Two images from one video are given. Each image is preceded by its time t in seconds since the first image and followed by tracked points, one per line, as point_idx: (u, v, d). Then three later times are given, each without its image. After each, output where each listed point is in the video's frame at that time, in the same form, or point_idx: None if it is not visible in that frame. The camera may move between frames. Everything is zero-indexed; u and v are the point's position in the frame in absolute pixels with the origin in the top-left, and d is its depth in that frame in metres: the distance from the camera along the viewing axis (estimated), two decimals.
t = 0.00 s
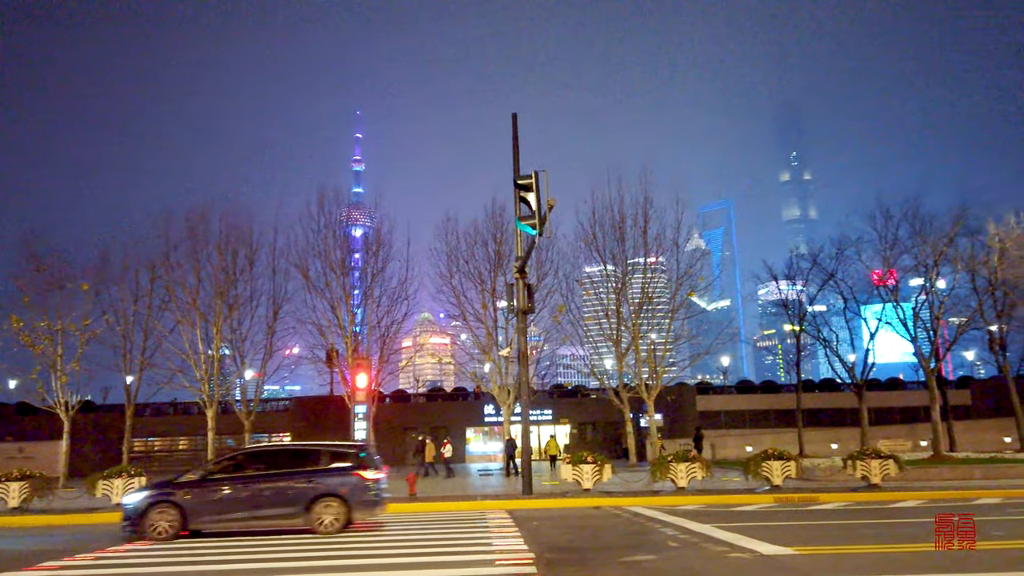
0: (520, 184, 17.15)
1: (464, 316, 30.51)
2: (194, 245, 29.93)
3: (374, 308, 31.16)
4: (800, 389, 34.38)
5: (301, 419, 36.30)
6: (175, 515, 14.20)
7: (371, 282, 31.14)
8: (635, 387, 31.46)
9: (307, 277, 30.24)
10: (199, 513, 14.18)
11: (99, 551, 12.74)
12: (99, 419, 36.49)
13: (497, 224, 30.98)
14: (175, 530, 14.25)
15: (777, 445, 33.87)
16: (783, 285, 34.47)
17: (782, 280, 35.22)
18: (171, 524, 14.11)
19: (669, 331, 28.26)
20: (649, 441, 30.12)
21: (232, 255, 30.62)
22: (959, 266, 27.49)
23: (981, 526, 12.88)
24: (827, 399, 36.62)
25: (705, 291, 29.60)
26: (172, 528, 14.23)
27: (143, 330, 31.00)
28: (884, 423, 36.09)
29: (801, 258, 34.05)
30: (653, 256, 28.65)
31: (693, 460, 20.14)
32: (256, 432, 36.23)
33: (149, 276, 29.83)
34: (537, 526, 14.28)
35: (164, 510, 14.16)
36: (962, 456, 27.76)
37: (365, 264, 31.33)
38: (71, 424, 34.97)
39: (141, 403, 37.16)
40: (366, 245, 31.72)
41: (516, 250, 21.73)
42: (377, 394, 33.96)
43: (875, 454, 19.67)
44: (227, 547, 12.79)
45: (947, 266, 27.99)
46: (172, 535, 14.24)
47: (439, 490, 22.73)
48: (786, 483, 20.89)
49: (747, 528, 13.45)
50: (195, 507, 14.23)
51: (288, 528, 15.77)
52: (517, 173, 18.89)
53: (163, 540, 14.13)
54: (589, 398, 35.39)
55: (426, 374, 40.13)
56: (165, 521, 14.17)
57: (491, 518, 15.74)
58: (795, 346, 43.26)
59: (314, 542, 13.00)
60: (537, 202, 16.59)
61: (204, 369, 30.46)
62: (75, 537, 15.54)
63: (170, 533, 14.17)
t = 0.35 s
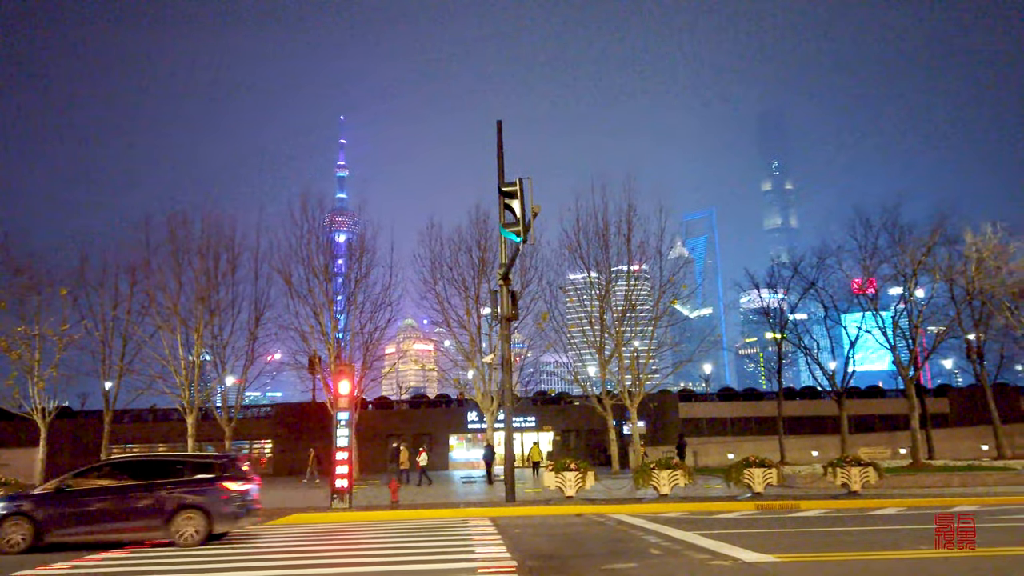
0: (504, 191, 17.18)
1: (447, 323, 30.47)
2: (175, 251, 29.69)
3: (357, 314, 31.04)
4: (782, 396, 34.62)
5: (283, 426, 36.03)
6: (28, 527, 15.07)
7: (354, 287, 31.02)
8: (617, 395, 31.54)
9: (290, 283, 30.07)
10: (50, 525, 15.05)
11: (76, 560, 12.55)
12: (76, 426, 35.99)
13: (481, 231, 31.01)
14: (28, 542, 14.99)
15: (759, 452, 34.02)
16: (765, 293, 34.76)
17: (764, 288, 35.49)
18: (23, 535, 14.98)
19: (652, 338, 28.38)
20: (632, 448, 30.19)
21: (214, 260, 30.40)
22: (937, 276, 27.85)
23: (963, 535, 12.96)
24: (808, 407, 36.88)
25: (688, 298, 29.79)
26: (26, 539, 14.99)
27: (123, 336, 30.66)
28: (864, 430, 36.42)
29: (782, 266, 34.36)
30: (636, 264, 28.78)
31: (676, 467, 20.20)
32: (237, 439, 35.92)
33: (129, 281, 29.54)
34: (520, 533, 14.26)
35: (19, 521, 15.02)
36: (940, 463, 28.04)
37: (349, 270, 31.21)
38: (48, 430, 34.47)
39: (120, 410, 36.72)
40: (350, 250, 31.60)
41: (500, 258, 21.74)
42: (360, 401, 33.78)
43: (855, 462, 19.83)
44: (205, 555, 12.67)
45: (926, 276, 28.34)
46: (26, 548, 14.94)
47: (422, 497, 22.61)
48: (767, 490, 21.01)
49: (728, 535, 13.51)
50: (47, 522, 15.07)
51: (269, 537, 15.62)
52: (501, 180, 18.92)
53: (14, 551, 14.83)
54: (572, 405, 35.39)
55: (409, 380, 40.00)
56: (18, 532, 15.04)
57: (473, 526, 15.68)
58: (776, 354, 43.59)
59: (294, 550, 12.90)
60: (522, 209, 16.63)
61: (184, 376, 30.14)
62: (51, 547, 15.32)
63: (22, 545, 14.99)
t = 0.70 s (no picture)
0: (495, 198, 17.19)
1: (437, 328, 30.45)
2: (163, 254, 29.55)
3: (347, 319, 30.95)
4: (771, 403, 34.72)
5: (271, 431, 35.84)
6: None
7: (344, 292, 30.93)
8: (607, 401, 31.56)
9: (279, 287, 29.98)
10: None
11: (61, 566, 12.44)
12: (62, 430, 35.68)
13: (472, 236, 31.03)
14: None
15: (748, 459, 34.12)
16: (754, 300, 34.92)
17: (753, 295, 35.67)
18: None
19: (642, 345, 28.44)
20: (622, 454, 30.20)
21: (203, 265, 30.26)
22: (925, 284, 28.07)
23: (941, 539, 13.14)
24: (796, 414, 37.05)
25: (678, 305, 29.92)
26: None
27: (110, 340, 30.48)
28: (852, 437, 36.58)
29: (771, 273, 34.54)
30: (626, 270, 28.86)
31: (665, 473, 20.25)
32: (225, 444, 35.71)
33: (117, 285, 29.37)
34: (510, 540, 14.24)
35: None
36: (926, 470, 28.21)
37: (338, 275, 31.14)
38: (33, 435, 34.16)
39: (106, 415, 36.47)
40: (340, 255, 31.54)
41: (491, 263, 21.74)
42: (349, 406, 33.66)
43: (843, 468, 19.93)
44: (193, 562, 12.55)
45: (913, 284, 28.56)
46: None
47: (412, 503, 22.54)
48: (756, 497, 21.07)
49: (717, 542, 13.55)
50: None
51: (256, 543, 15.52)
52: (493, 186, 18.94)
53: None
54: (562, 411, 35.39)
55: (398, 386, 39.90)
56: None
57: (463, 532, 15.63)
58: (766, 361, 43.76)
59: (283, 556, 12.81)
60: (513, 215, 16.65)
61: (172, 380, 29.94)
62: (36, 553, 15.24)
63: None
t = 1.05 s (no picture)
0: (496, 203, 17.24)
1: (437, 332, 30.45)
2: (164, 258, 29.58)
3: (347, 323, 30.94)
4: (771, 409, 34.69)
5: (270, 435, 35.79)
6: None
7: (344, 296, 30.94)
8: (607, 406, 31.55)
9: (279, 291, 30.00)
10: None
11: (61, 570, 12.42)
12: (61, 434, 35.62)
13: (472, 241, 31.06)
14: None
15: (748, 464, 34.08)
16: (754, 306, 34.92)
17: (753, 300, 35.69)
18: None
19: (642, 349, 28.44)
20: (622, 460, 30.15)
21: (203, 268, 30.28)
22: (925, 290, 28.10)
23: (940, 547, 13.12)
24: (796, 419, 37.03)
25: (678, 310, 29.95)
26: None
27: (110, 343, 30.48)
28: (852, 443, 36.55)
29: (771, 279, 34.57)
30: (626, 275, 28.88)
31: (665, 478, 20.22)
32: (224, 448, 35.66)
33: (117, 288, 29.39)
34: (510, 545, 14.25)
35: None
36: (926, 477, 28.16)
37: (339, 279, 31.16)
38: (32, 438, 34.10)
39: (105, 419, 36.42)
40: (340, 259, 31.58)
41: (492, 268, 21.77)
42: (348, 410, 33.64)
43: (843, 474, 19.91)
44: (190, 566, 12.51)
45: (913, 290, 28.58)
46: None
47: (411, 508, 22.50)
48: (756, 503, 21.03)
49: (717, 548, 13.54)
50: None
51: (255, 548, 15.50)
52: (493, 191, 18.97)
53: None
54: (562, 417, 35.36)
55: (398, 390, 39.87)
56: None
57: (464, 537, 15.62)
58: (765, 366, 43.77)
59: (283, 561, 12.82)
60: (513, 220, 16.69)
61: (171, 384, 29.90)
62: (33, 557, 15.18)
63: None
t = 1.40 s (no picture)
0: (500, 206, 17.26)
1: (440, 336, 30.43)
2: (167, 261, 29.63)
3: (350, 327, 30.94)
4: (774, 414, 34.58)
5: (273, 439, 35.78)
6: None
7: (348, 300, 30.95)
8: (610, 410, 31.51)
9: (283, 295, 30.03)
10: None
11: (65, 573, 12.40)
12: (65, 437, 35.65)
13: (476, 245, 31.05)
14: None
15: (751, 469, 33.98)
16: (757, 311, 34.86)
17: (756, 305, 35.64)
18: None
19: (645, 354, 28.40)
20: (624, 464, 30.07)
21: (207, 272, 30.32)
22: (929, 295, 28.03)
23: (935, 553, 13.18)
24: (799, 425, 36.94)
25: (681, 315, 29.91)
26: None
27: (114, 346, 30.53)
28: (856, 449, 36.43)
29: (774, 284, 34.52)
30: (629, 279, 28.84)
31: (669, 483, 20.16)
32: (226, 452, 35.66)
33: (121, 291, 29.44)
34: (515, 550, 14.22)
35: None
36: (931, 482, 28.01)
37: (342, 282, 31.19)
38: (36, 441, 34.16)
39: (109, 422, 36.47)
40: (343, 263, 31.61)
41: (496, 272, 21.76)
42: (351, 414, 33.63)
43: (848, 480, 19.84)
44: (194, 569, 12.52)
45: (918, 295, 28.51)
46: None
47: (414, 512, 22.47)
48: (760, 508, 20.98)
49: (721, 553, 13.51)
50: None
51: (258, 551, 15.48)
52: (497, 195, 18.98)
53: None
54: (564, 421, 35.32)
55: (401, 394, 39.84)
56: None
57: (468, 542, 15.58)
58: (768, 371, 43.70)
59: (287, 565, 12.79)
60: (518, 223, 16.69)
61: (175, 387, 29.93)
62: (36, 560, 15.16)
63: None
